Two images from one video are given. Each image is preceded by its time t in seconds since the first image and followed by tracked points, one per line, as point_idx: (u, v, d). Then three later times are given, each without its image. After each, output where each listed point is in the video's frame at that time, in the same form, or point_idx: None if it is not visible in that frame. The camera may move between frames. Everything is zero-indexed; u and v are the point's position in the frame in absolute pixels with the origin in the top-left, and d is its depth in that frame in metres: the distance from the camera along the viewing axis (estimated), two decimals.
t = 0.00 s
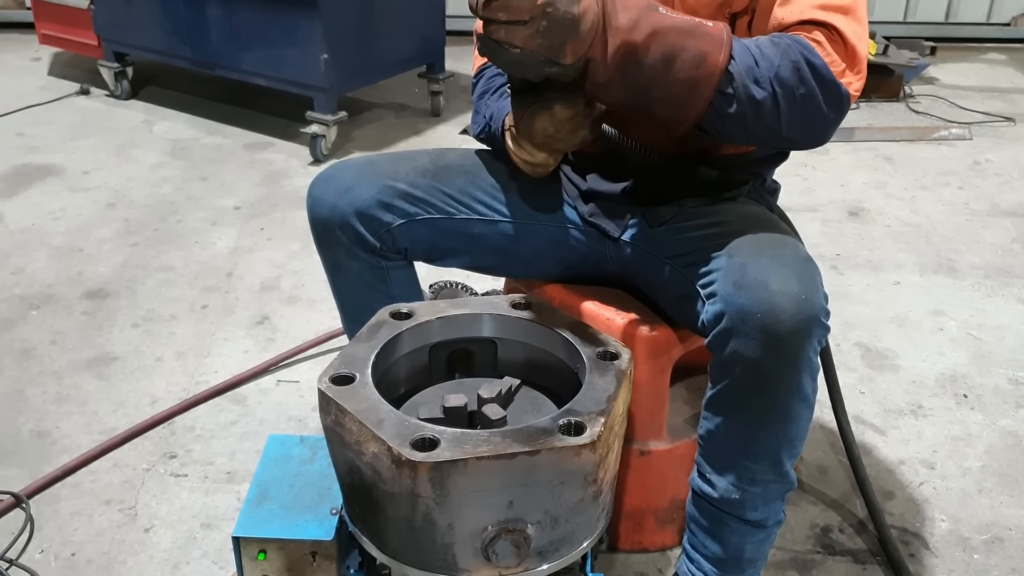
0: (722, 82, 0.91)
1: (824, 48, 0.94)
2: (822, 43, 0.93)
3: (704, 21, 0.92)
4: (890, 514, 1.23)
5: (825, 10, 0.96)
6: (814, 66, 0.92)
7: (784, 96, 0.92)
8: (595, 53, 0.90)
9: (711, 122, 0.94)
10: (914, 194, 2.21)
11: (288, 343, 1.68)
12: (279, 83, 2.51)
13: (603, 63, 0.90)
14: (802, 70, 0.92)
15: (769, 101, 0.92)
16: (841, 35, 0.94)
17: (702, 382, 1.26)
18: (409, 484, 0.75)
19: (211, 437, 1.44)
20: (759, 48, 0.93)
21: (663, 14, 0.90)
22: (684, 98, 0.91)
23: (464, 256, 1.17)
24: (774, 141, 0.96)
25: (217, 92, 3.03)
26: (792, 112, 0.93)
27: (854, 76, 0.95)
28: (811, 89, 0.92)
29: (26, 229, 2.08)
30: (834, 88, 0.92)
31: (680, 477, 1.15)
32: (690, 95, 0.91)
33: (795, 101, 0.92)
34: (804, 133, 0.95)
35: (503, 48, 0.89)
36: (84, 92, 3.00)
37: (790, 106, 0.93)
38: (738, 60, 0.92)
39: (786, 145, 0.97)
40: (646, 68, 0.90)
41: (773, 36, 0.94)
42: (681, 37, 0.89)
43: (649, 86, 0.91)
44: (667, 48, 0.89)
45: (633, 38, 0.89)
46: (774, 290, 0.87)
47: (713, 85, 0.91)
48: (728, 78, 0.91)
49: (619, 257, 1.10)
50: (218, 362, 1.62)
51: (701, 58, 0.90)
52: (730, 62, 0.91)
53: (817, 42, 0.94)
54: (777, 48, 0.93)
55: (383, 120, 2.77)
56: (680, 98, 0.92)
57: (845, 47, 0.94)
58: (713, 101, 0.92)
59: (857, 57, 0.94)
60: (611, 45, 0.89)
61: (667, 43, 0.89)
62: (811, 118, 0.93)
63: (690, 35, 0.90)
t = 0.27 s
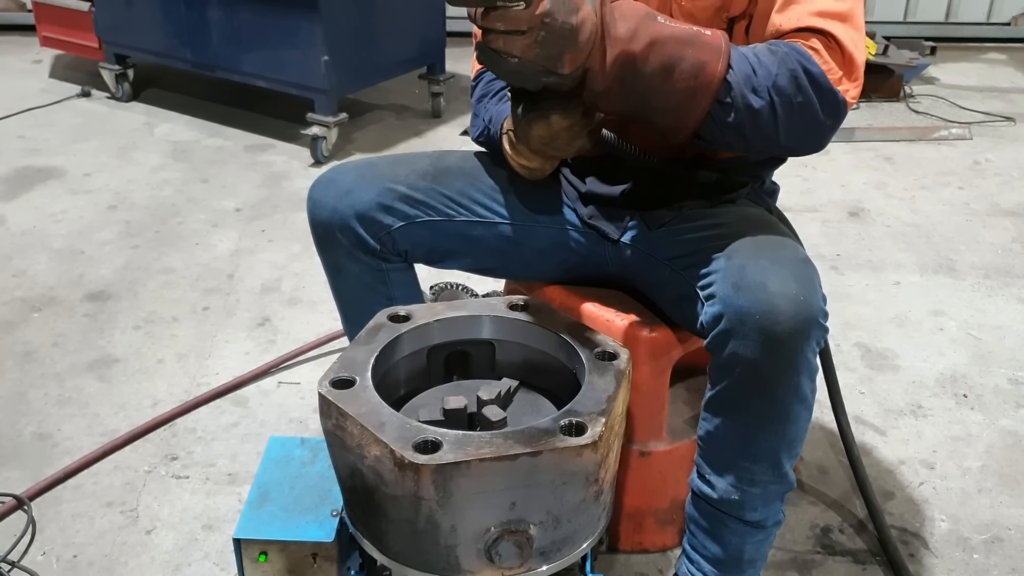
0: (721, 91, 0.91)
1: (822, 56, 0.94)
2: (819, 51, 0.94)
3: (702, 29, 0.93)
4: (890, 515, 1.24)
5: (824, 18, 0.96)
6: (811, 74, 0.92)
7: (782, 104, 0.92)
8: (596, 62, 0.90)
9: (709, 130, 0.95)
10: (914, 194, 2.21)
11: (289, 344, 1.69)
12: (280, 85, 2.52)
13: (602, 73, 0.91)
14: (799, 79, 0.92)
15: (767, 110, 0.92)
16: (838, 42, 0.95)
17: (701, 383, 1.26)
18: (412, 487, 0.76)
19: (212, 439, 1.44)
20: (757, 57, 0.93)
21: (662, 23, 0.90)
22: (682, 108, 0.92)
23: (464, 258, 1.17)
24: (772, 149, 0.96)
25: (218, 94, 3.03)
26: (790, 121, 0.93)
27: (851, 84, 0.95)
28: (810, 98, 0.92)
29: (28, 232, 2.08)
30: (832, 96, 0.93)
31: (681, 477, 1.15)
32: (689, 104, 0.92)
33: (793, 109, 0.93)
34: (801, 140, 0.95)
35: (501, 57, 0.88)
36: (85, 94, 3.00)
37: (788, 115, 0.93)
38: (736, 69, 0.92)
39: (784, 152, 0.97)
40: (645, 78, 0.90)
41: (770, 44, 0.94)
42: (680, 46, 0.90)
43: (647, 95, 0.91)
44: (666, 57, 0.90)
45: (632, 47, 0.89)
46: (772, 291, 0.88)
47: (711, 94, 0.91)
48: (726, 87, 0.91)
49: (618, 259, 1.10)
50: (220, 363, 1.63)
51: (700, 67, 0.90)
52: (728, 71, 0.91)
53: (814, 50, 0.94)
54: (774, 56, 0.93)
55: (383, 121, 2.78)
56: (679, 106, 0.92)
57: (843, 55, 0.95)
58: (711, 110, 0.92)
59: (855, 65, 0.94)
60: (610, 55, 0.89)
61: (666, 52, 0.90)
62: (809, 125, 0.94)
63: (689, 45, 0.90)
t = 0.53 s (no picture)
0: (721, 101, 0.92)
1: (819, 64, 0.96)
2: (816, 60, 0.96)
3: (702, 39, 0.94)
4: (887, 515, 1.25)
5: (820, 28, 0.98)
6: (809, 83, 0.93)
7: (780, 114, 0.94)
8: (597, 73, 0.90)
9: (709, 139, 0.96)
10: (913, 195, 2.22)
11: (291, 346, 1.70)
12: (282, 87, 2.53)
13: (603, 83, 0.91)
14: (797, 89, 0.93)
15: (766, 120, 0.93)
16: (835, 51, 0.97)
17: (700, 385, 1.28)
18: (417, 491, 0.77)
19: (215, 441, 1.45)
20: (756, 66, 0.94)
21: (663, 32, 0.92)
22: (682, 117, 0.93)
23: (465, 262, 1.18)
24: (769, 158, 0.98)
25: (220, 95, 3.04)
26: (787, 130, 0.95)
27: (847, 93, 0.97)
28: (807, 107, 0.94)
29: (32, 234, 2.10)
30: (829, 106, 0.95)
31: (680, 478, 1.16)
32: (690, 112, 0.93)
33: (791, 119, 0.94)
34: (797, 149, 0.97)
35: (504, 67, 0.87)
36: (87, 96, 3.01)
37: (786, 124, 0.94)
38: (737, 79, 0.93)
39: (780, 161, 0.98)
40: (647, 87, 0.91)
41: (768, 53, 0.96)
42: (682, 56, 0.91)
43: (649, 104, 0.92)
44: (668, 66, 0.91)
45: (634, 57, 0.90)
46: (770, 296, 0.89)
47: (712, 103, 0.92)
48: (727, 96, 0.92)
49: (618, 262, 1.12)
50: (223, 365, 1.64)
51: (701, 76, 0.91)
52: (729, 81, 0.93)
53: (812, 59, 0.96)
54: (773, 66, 0.94)
55: (385, 122, 2.79)
56: (680, 115, 0.93)
57: (840, 65, 0.97)
58: (710, 119, 0.94)
59: (852, 74, 0.96)
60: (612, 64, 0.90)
61: (667, 62, 0.91)
62: (806, 134, 0.95)
63: (690, 54, 0.91)
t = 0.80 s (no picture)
0: (738, 115, 0.94)
1: (825, 81, 0.97)
2: (822, 77, 0.96)
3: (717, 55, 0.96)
4: (885, 516, 1.26)
5: (825, 44, 0.98)
6: (818, 100, 0.95)
7: (791, 129, 0.95)
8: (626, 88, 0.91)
9: (723, 153, 0.97)
10: (913, 196, 2.23)
11: (295, 348, 1.72)
12: (284, 90, 2.54)
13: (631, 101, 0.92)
14: (807, 105, 0.95)
15: (779, 135, 0.95)
16: (839, 68, 0.97)
17: (699, 388, 1.29)
18: (423, 496, 0.78)
19: (220, 443, 1.47)
20: (767, 82, 0.95)
21: (681, 49, 0.94)
22: (702, 131, 0.95)
23: (467, 267, 1.20)
24: (779, 171, 0.99)
25: (224, 98, 3.06)
26: (797, 145, 0.96)
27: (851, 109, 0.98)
28: (816, 122, 0.95)
29: (37, 237, 2.11)
30: (836, 121, 0.96)
31: (680, 480, 1.18)
32: (708, 127, 0.95)
33: (800, 135, 0.96)
34: (805, 164, 0.98)
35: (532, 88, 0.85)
36: (91, 98, 3.03)
37: (796, 139, 0.96)
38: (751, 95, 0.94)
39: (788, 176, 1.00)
40: (668, 100, 0.93)
41: (778, 69, 0.97)
42: (701, 72, 0.93)
43: (668, 118, 0.94)
44: (688, 82, 0.93)
45: (657, 71, 0.92)
46: (767, 303, 0.90)
47: (729, 117, 0.94)
48: (743, 112, 0.94)
49: (618, 267, 1.13)
50: (227, 367, 1.66)
51: (720, 89, 0.93)
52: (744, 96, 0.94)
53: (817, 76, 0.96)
54: (783, 82, 0.95)
55: (387, 124, 2.80)
56: (699, 129, 0.95)
57: (845, 81, 0.97)
58: (727, 134, 0.96)
59: (856, 91, 0.97)
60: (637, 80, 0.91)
61: (688, 78, 0.93)
62: (814, 149, 0.97)
63: (708, 70, 0.93)
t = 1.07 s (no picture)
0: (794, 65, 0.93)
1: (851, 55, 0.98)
2: (848, 48, 0.98)
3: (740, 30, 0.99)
4: (881, 512, 1.27)
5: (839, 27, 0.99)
6: (850, 65, 0.97)
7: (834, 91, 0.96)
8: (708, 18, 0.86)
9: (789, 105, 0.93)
10: (911, 193, 2.24)
11: (295, 345, 1.73)
12: (285, 86, 2.55)
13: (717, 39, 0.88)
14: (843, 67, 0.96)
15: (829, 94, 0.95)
16: (856, 46, 0.98)
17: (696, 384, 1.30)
18: (424, 491, 0.79)
19: (221, 438, 1.48)
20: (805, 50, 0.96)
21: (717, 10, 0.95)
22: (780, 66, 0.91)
23: (466, 264, 1.20)
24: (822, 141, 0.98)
25: (225, 94, 3.07)
26: (840, 108, 0.96)
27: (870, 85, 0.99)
28: (852, 86, 0.96)
29: (39, 233, 2.12)
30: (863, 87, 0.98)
31: (678, 475, 1.19)
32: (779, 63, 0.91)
33: (841, 97, 0.96)
34: (845, 132, 0.99)
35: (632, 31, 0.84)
36: (92, 95, 3.04)
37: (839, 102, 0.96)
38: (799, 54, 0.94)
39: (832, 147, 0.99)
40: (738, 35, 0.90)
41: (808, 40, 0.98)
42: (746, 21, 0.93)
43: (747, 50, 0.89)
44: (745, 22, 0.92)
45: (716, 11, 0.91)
46: (761, 301, 0.91)
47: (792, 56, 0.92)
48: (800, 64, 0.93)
49: (615, 264, 1.14)
50: (228, 364, 1.67)
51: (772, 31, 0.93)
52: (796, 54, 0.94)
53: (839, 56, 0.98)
54: (818, 50, 0.96)
55: (387, 121, 2.81)
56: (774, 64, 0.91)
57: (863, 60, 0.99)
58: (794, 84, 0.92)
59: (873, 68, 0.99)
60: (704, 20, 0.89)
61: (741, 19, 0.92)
62: (848, 116, 0.98)
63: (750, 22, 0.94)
